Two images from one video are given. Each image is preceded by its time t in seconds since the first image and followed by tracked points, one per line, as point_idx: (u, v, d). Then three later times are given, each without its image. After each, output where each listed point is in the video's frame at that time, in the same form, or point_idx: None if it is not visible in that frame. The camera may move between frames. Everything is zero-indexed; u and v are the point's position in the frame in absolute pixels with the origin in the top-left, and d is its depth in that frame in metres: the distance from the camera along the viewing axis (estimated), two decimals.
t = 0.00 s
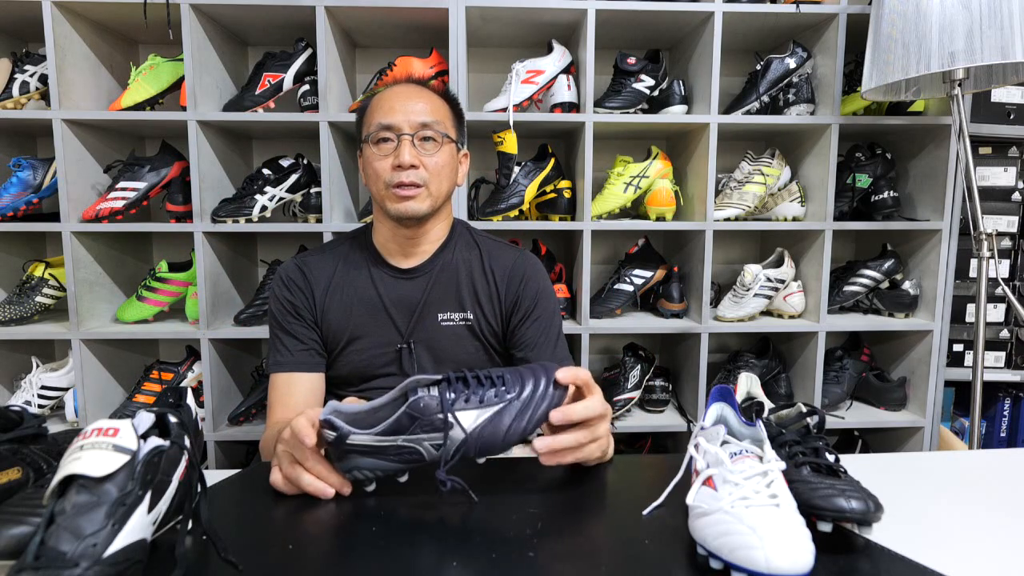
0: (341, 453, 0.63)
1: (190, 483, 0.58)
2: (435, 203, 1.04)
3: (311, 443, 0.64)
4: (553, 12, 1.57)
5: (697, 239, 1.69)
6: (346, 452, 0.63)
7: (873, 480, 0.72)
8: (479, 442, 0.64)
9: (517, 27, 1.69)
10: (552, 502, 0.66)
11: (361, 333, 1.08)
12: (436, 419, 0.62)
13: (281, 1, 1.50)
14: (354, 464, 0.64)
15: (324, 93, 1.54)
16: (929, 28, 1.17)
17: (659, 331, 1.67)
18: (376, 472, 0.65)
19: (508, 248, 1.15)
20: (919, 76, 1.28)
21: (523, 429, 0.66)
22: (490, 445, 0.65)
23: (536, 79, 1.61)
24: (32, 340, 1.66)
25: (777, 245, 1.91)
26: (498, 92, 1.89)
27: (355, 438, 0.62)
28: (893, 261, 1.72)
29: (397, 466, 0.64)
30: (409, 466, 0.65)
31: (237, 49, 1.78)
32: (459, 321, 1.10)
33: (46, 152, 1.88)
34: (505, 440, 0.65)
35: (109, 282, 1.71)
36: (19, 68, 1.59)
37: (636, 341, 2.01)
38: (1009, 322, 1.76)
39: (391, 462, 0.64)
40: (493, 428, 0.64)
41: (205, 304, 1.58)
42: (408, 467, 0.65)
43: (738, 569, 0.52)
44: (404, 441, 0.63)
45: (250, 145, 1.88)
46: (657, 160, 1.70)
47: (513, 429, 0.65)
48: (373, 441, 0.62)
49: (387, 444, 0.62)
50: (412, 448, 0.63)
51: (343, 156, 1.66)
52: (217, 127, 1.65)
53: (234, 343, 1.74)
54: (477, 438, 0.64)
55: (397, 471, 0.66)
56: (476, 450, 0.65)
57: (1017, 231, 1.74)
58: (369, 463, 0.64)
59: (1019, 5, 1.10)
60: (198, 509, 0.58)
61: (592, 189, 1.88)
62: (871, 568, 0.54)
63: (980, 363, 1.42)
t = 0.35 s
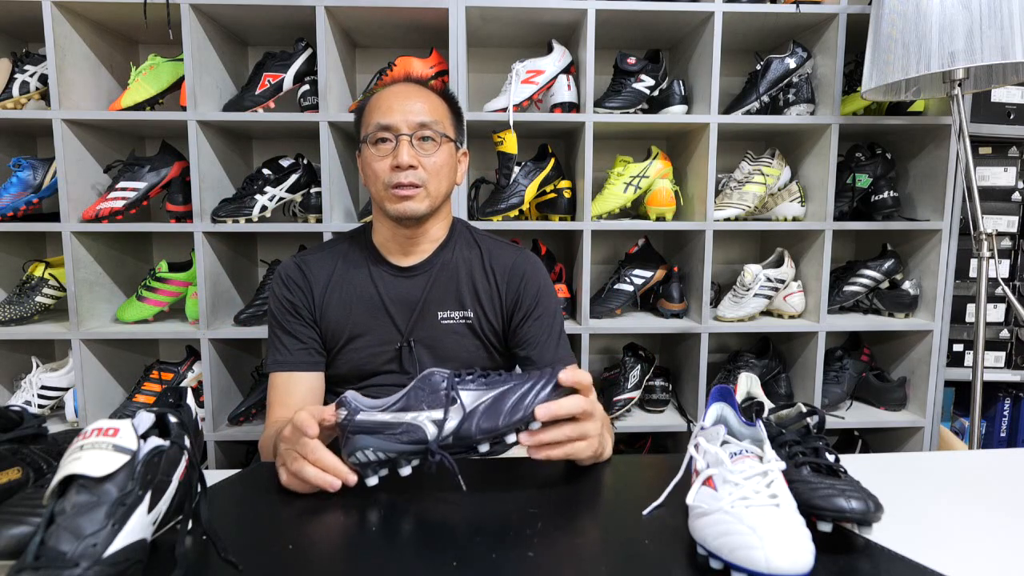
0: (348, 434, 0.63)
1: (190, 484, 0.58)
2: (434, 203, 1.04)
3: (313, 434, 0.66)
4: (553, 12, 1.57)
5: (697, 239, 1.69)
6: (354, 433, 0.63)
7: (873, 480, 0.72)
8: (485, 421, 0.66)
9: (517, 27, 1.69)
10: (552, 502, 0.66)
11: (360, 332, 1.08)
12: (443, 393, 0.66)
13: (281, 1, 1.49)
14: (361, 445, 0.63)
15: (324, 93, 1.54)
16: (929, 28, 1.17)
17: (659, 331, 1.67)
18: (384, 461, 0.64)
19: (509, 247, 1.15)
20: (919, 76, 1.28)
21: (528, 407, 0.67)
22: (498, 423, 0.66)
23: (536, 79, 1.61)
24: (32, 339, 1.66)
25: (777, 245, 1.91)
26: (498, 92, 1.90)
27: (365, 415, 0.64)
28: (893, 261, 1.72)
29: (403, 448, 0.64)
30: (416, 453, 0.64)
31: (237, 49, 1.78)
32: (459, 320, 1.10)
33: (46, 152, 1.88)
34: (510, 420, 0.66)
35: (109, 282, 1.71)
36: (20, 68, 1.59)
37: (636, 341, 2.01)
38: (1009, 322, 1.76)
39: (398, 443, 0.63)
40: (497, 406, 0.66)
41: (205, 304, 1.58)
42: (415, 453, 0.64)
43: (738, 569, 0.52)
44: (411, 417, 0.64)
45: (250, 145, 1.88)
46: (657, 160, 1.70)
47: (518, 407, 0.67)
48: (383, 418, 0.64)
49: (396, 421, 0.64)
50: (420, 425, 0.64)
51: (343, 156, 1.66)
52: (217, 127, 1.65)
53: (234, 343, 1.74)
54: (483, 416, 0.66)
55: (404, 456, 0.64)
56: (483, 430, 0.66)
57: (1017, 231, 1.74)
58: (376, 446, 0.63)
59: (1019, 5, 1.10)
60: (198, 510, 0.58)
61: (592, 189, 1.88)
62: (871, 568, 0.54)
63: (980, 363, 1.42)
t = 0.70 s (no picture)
0: (371, 361, 0.60)
1: (190, 483, 0.58)
2: (429, 202, 1.04)
3: (309, 430, 0.69)
4: (553, 12, 1.57)
5: (697, 239, 1.69)
6: (379, 364, 0.60)
7: (873, 480, 0.72)
8: (507, 376, 0.63)
9: (517, 27, 1.69)
10: (552, 502, 0.66)
11: (357, 331, 1.08)
12: (471, 341, 0.63)
13: (281, 1, 1.49)
14: (378, 373, 0.60)
15: (324, 93, 1.54)
16: (929, 28, 1.17)
17: (659, 331, 1.67)
18: (398, 396, 0.60)
19: (507, 248, 1.16)
20: (919, 76, 1.28)
21: (550, 371, 0.65)
22: (519, 381, 0.63)
23: (536, 79, 1.61)
24: (32, 339, 1.66)
25: (777, 245, 1.91)
26: (498, 92, 1.90)
27: (391, 345, 0.61)
28: (893, 261, 1.72)
29: (421, 384, 0.60)
30: (432, 393, 0.61)
31: (237, 49, 1.78)
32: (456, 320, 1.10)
33: (46, 152, 1.88)
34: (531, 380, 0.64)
35: (109, 282, 1.71)
36: (20, 68, 1.59)
37: (636, 341, 2.01)
38: (1009, 322, 1.76)
39: (417, 377, 0.60)
40: (521, 364, 0.64)
41: (205, 304, 1.57)
42: (430, 393, 0.61)
43: (738, 569, 0.52)
44: (436, 357, 0.61)
45: (250, 145, 1.88)
46: (657, 160, 1.70)
47: (539, 367, 0.65)
48: (408, 350, 0.61)
49: (420, 356, 0.61)
50: (443, 367, 0.61)
51: (343, 156, 1.66)
52: (217, 127, 1.65)
53: (234, 343, 1.74)
54: (506, 371, 0.63)
55: (419, 394, 0.60)
56: (505, 384, 0.63)
57: (1017, 231, 1.74)
58: (395, 377, 0.60)
59: (1019, 5, 1.10)
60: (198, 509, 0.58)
61: (592, 189, 1.88)
62: (871, 568, 0.54)
63: (980, 363, 1.42)
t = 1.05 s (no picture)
0: (404, 224, 0.66)
1: (190, 483, 0.58)
2: (426, 202, 1.05)
3: (336, 448, 0.66)
4: (553, 12, 1.57)
5: (697, 239, 1.69)
6: (408, 227, 0.65)
7: (872, 480, 0.72)
8: (523, 248, 0.66)
9: (517, 27, 1.69)
10: (552, 502, 0.66)
11: (356, 334, 1.08)
12: (494, 226, 0.69)
13: (281, 1, 1.49)
14: (408, 233, 0.65)
15: (324, 93, 1.54)
16: (929, 28, 1.17)
17: (659, 331, 1.67)
18: (421, 252, 0.63)
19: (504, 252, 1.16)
20: (919, 76, 1.28)
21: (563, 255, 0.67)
22: (532, 256, 0.65)
23: (536, 79, 1.61)
24: (32, 339, 1.66)
25: (777, 245, 1.91)
26: (498, 92, 1.90)
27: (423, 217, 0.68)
28: (893, 261, 1.72)
29: (447, 245, 0.64)
30: (454, 257, 0.64)
31: (237, 49, 1.78)
32: (453, 323, 1.09)
33: (46, 152, 1.88)
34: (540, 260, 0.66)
35: (109, 283, 1.71)
36: (20, 68, 1.59)
37: (636, 341, 2.01)
38: (1009, 322, 1.76)
39: (444, 239, 0.65)
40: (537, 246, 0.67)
41: (205, 304, 1.57)
42: (452, 254, 0.64)
43: (738, 568, 0.52)
44: (461, 229, 0.66)
45: (250, 145, 1.88)
46: (657, 160, 1.70)
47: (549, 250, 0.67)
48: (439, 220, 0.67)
49: (448, 227, 0.66)
50: (468, 235, 0.65)
51: (343, 156, 1.66)
52: (217, 127, 1.64)
53: (234, 343, 1.74)
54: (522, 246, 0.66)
55: (443, 255, 0.64)
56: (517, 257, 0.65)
57: (1017, 231, 1.74)
58: (423, 236, 0.64)
59: (1019, 4, 1.10)
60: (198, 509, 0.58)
61: (592, 189, 1.88)
62: (871, 568, 0.54)
63: (980, 362, 1.42)
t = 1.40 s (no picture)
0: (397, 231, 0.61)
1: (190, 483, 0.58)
2: (429, 205, 1.06)
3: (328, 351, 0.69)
4: (553, 12, 1.57)
5: (697, 239, 1.69)
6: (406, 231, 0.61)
7: (872, 480, 0.71)
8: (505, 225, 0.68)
9: (517, 28, 1.69)
10: (552, 501, 0.66)
11: (356, 330, 1.09)
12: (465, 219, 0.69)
13: (281, 1, 1.49)
14: (407, 237, 0.60)
15: (324, 93, 1.54)
16: (929, 28, 1.17)
17: (659, 331, 1.67)
18: (436, 247, 0.60)
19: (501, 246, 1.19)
20: (919, 76, 1.28)
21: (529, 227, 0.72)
22: (516, 228, 0.68)
23: (536, 79, 1.61)
24: (32, 339, 1.66)
25: (777, 245, 1.91)
26: (498, 92, 1.90)
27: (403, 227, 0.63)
28: (893, 261, 1.72)
29: (450, 236, 0.62)
30: (462, 244, 0.62)
31: (237, 49, 1.78)
32: (454, 318, 1.09)
33: (46, 152, 1.88)
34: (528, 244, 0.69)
35: (109, 283, 1.71)
36: (19, 68, 1.59)
37: (636, 341, 2.01)
38: (1009, 322, 1.76)
39: (442, 233, 0.62)
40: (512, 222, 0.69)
41: (205, 304, 1.57)
42: (460, 240, 0.62)
43: (738, 569, 0.52)
44: (444, 225, 0.65)
45: (250, 145, 1.88)
46: (657, 160, 1.70)
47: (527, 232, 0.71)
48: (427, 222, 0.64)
49: (435, 226, 0.64)
50: (460, 225, 0.64)
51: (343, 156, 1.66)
52: (217, 127, 1.64)
53: (234, 343, 1.74)
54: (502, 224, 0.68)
55: (451, 244, 0.62)
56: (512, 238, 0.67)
57: (1017, 231, 1.74)
58: (423, 234, 0.61)
59: (1019, 4, 1.10)
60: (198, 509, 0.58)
61: (592, 189, 1.88)
62: (871, 568, 0.53)
63: (980, 363, 1.42)
